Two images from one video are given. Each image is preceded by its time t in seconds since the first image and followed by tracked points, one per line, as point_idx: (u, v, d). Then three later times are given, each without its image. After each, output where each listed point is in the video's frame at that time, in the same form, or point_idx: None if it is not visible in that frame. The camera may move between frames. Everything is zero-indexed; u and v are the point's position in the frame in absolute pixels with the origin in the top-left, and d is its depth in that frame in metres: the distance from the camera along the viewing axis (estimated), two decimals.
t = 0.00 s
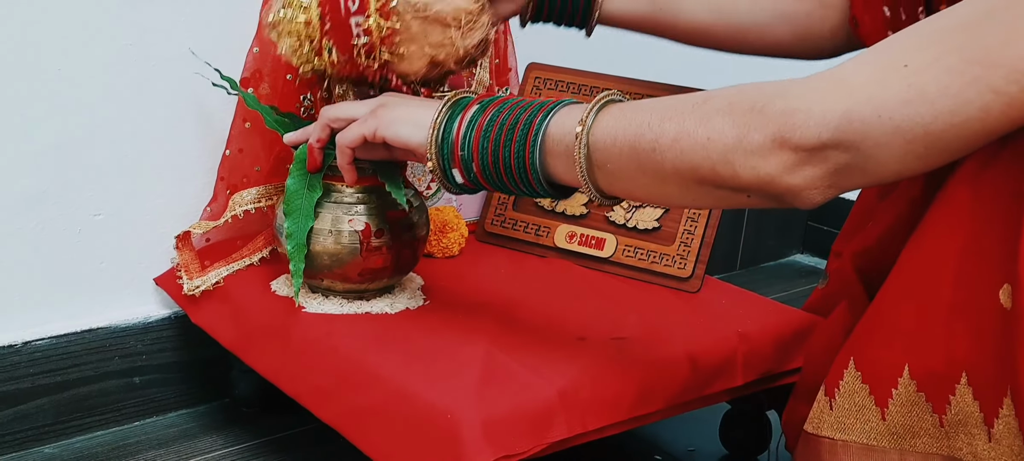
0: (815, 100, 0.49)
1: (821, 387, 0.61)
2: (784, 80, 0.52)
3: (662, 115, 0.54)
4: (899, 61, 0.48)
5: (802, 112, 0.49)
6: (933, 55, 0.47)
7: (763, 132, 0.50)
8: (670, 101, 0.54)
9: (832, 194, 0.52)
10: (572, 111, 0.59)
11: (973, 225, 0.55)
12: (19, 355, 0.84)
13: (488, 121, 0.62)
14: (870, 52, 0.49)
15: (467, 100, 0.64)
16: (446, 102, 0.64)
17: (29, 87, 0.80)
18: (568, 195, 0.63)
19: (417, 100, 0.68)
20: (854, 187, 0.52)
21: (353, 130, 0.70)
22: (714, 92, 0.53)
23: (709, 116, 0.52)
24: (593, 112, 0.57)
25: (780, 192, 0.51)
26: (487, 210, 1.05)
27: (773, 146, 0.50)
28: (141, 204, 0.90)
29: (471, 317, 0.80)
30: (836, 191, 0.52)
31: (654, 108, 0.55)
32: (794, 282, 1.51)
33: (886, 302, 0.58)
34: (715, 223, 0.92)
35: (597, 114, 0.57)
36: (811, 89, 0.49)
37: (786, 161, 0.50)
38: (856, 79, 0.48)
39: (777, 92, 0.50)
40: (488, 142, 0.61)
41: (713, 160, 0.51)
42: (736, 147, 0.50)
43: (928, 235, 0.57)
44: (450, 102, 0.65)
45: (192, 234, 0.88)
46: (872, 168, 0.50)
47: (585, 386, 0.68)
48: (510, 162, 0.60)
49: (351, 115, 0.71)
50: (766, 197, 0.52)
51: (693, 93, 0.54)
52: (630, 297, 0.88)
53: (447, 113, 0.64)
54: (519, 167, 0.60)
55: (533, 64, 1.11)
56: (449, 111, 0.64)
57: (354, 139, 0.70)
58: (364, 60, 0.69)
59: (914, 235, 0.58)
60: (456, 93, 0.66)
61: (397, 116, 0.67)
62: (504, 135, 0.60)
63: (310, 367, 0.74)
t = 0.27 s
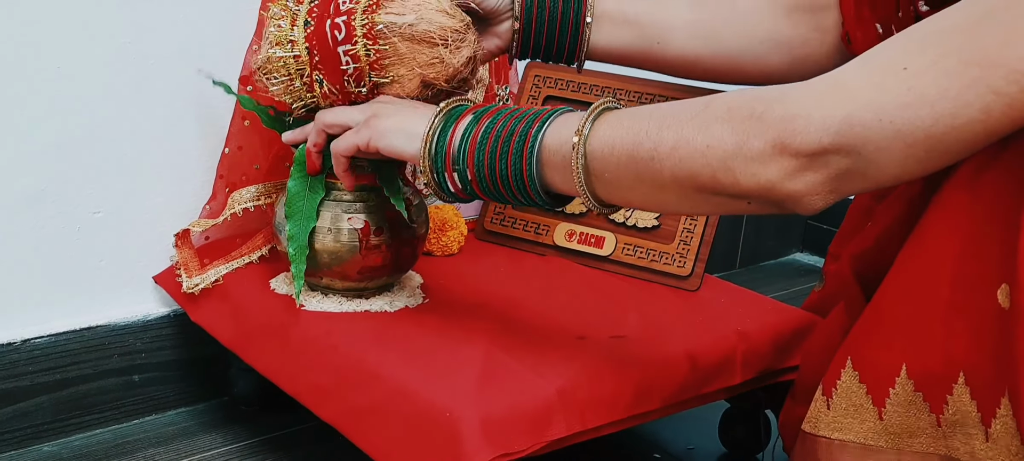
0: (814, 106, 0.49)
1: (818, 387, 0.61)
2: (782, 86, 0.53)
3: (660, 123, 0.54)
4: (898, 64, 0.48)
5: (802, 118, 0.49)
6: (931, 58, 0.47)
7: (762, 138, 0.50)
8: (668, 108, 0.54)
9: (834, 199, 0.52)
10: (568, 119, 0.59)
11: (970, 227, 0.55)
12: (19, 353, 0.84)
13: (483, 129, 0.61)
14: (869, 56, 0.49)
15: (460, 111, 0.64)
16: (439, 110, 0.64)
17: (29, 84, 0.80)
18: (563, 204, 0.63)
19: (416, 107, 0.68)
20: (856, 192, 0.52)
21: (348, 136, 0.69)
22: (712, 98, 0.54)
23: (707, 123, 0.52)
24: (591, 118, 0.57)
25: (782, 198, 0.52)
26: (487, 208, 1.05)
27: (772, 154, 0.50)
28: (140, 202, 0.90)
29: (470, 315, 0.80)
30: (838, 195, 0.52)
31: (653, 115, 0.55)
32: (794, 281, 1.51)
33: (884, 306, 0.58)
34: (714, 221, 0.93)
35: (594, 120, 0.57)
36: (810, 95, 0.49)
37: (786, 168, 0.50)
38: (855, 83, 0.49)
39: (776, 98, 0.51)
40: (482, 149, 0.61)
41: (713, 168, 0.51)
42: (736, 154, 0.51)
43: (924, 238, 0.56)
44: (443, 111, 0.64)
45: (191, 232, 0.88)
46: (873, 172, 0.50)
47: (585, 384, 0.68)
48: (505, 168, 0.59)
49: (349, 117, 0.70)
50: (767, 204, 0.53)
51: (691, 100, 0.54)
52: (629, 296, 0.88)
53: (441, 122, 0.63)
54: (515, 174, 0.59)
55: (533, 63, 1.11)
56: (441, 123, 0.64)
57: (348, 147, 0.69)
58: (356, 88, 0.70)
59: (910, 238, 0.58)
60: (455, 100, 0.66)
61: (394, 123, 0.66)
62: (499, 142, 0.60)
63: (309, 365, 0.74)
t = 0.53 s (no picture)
0: (817, 117, 0.49)
1: (819, 389, 0.61)
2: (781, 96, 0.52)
3: (659, 141, 0.53)
4: (900, 70, 0.48)
5: (804, 129, 0.48)
6: (932, 62, 0.47)
7: (765, 151, 0.50)
8: (666, 125, 0.54)
9: (839, 208, 0.52)
10: (570, 138, 0.58)
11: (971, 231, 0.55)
12: (17, 351, 0.83)
13: (488, 148, 0.60)
14: (869, 63, 0.49)
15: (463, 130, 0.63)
16: (443, 127, 0.62)
17: (27, 83, 0.80)
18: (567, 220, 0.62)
19: (418, 121, 0.65)
20: (861, 199, 0.52)
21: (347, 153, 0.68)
22: (711, 110, 0.53)
23: (708, 138, 0.51)
24: (591, 136, 0.57)
25: (787, 209, 0.51)
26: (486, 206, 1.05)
27: (776, 166, 0.50)
28: (139, 201, 0.90)
29: (469, 312, 0.80)
30: (844, 203, 0.52)
31: (652, 131, 0.54)
32: (794, 279, 1.51)
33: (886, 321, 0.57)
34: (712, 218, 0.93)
35: (594, 139, 0.57)
36: (812, 106, 0.49)
37: (791, 179, 0.50)
38: (857, 92, 0.48)
39: (777, 109, 0.50)
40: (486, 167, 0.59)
41: (717, 182, 0.51)
42: (740, 168, 0.50)
43: (925, 243, 0.56)
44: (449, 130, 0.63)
45: (190, 230, 0.87)
46: (879, 179, 0.50)
47: (584, 382, 0.68)
48: (507, 183, 0.58)
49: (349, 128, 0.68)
50: (772, 216, 0.52)
51: (689, 114, 0.54)
52: (628, 294, 0.88)
53: (445, 141, 0.62)
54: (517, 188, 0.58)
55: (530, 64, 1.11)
56: (439, 156, 0.61)
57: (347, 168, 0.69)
58: (341, 100, 0.70)
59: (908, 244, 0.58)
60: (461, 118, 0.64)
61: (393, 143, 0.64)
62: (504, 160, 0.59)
63: (307, 363, 0.74)
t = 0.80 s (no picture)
0: (820, 122, 0.49)
1: (819, 388, 0.60)
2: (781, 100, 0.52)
3: (660, 147, 0.53)
4: (902, 71, 0.48)
5: (808, 133, 0.49)
6: (934, 63, 0.47)
7: (769, 157, 0.50)
8: (666, 128, 0.53)
9: (843, 213, 0.52)
10: (571, 138, 0.58)
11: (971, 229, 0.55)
12: (18, 348, 0.84)
13: (489, 144, 0.59)
14: (870, 66, 0.49)
15: (465, 124, 0.61)
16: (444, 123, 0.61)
17: (27, 81, 0.80)
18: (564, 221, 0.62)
19: (417, 110, 0.63)
20: (865, 203, 0.52)
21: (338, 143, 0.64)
22: (712, 114, 0.53)
23: (710, 143, 0.51)
24: (591, 137, 0.56)
25: (791, 214, 0.51)
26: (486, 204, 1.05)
27: (780, 173, 0.50)
28: (139, 199, 0.90)
29: (468, 310, 0.80)
30: (848, 207, 0.52)
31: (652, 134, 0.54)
32: (794, 277, 1.51)
33: (887, 322, 0.57)
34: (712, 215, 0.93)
35: (594, 139, 0.56)
36: (815, 110, 0.49)
37: (795, 184, 0.50)
38: (860, 95, 0.48)
39: (779, 114, 0.50)
40: (489, 166, 0.59)
41: (720, 189, 0.51)
42: (744, 174, 0.50)
43: (924, 243, 0.56)
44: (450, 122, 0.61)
45: (191, 228, 0.87)
46: (883, 181, 0.50)
47: (583, 379, 0.68)
48: (510, 186, 0.58)
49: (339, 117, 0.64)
50: (775, 221, 0.52)
51: (689, 117, 0.53)
52: (628, 291, 0.88)
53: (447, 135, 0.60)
54: (519, 190, 0.58)
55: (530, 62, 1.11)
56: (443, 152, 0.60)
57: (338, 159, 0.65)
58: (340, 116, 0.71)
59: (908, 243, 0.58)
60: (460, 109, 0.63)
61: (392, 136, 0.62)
62: (506, 158, 0.58)
63: (307, 360, 0.74)
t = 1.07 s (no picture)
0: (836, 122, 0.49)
1: (827, 385, 0.60)
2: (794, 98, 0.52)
3: (672, 145, 0.53)
4: (921, 69, 0.48)
5: (825, 134, 0.49)
6: (953, 61, 0.47)
7: (784, 157, 0.50)
8: (679, 126, 0.53)
9: (860, 214, 0.52)
10: (577, 132, 0.57)
11: (986, 227, 0.54)
12: (21, 346, 0.84)
13: (491, 136, 0.59)
14: (887, 64, 0.49)
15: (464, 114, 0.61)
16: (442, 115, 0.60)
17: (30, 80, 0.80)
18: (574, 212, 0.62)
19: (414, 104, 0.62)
20: (881, 203, 0.52)
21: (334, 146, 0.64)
22: (725, 110, 0.53)
23: (725, 142, 0.51)
24: (599, 131, 0.56)
25: (806, 215, 0.52)
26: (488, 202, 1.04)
27: (796, 173, 0.50)
28: (142, 197, 0.90)
29: (471, 307, 0.80)
30: (864, 206, 0.51)
31: (664, 131, 0.54)
32: (796, 275, 1.51)
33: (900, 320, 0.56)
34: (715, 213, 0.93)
35: (604, 135, 0.56)
36: (832, 110, 0.49)
37: (811, 185, 0.50)
38: (878, 94, 0.48)
39: (794, 114, 0.50)
40: (492, 158, 0.58)
41: (734, 188, 0.51)
42: (759, 174, 0.50)
43: (934, 240, 0.56)
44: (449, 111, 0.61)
45: (193, 226, 0.87)
46: (900, 181, 0.50)
47: (586, 378, 0.68)
48: (517, 182, 0.58)
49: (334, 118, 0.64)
50: (789, 220, 0.52)
51: (701, 114, 0.53)
52: (631, 289, 0.88)
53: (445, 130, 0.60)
54: (527, 186, 0.58)
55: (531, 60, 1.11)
56: (443, 143, 0.60)
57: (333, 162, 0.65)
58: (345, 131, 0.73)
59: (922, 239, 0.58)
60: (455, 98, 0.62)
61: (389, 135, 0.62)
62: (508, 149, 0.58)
63: (310, 358, 0.74)
